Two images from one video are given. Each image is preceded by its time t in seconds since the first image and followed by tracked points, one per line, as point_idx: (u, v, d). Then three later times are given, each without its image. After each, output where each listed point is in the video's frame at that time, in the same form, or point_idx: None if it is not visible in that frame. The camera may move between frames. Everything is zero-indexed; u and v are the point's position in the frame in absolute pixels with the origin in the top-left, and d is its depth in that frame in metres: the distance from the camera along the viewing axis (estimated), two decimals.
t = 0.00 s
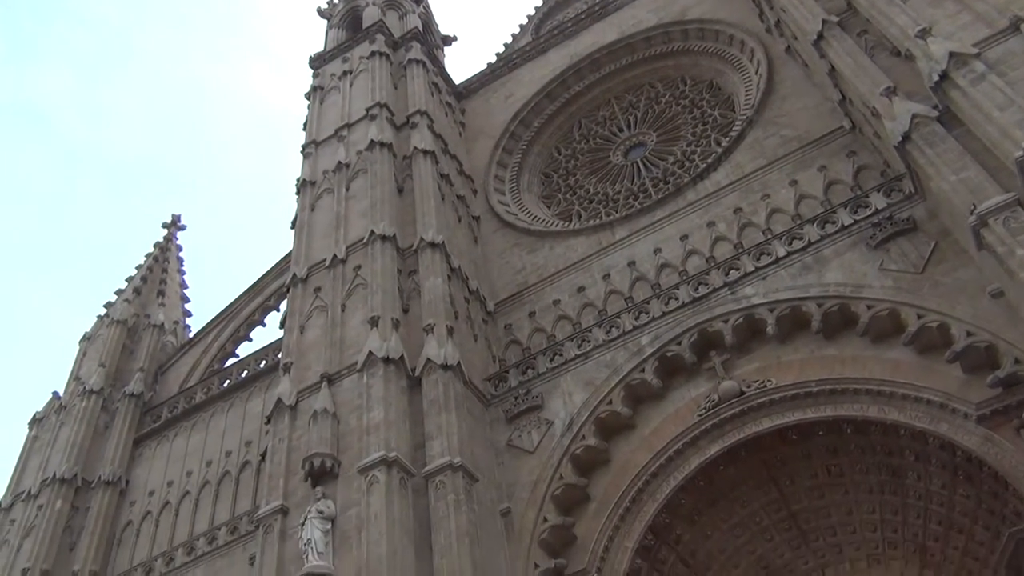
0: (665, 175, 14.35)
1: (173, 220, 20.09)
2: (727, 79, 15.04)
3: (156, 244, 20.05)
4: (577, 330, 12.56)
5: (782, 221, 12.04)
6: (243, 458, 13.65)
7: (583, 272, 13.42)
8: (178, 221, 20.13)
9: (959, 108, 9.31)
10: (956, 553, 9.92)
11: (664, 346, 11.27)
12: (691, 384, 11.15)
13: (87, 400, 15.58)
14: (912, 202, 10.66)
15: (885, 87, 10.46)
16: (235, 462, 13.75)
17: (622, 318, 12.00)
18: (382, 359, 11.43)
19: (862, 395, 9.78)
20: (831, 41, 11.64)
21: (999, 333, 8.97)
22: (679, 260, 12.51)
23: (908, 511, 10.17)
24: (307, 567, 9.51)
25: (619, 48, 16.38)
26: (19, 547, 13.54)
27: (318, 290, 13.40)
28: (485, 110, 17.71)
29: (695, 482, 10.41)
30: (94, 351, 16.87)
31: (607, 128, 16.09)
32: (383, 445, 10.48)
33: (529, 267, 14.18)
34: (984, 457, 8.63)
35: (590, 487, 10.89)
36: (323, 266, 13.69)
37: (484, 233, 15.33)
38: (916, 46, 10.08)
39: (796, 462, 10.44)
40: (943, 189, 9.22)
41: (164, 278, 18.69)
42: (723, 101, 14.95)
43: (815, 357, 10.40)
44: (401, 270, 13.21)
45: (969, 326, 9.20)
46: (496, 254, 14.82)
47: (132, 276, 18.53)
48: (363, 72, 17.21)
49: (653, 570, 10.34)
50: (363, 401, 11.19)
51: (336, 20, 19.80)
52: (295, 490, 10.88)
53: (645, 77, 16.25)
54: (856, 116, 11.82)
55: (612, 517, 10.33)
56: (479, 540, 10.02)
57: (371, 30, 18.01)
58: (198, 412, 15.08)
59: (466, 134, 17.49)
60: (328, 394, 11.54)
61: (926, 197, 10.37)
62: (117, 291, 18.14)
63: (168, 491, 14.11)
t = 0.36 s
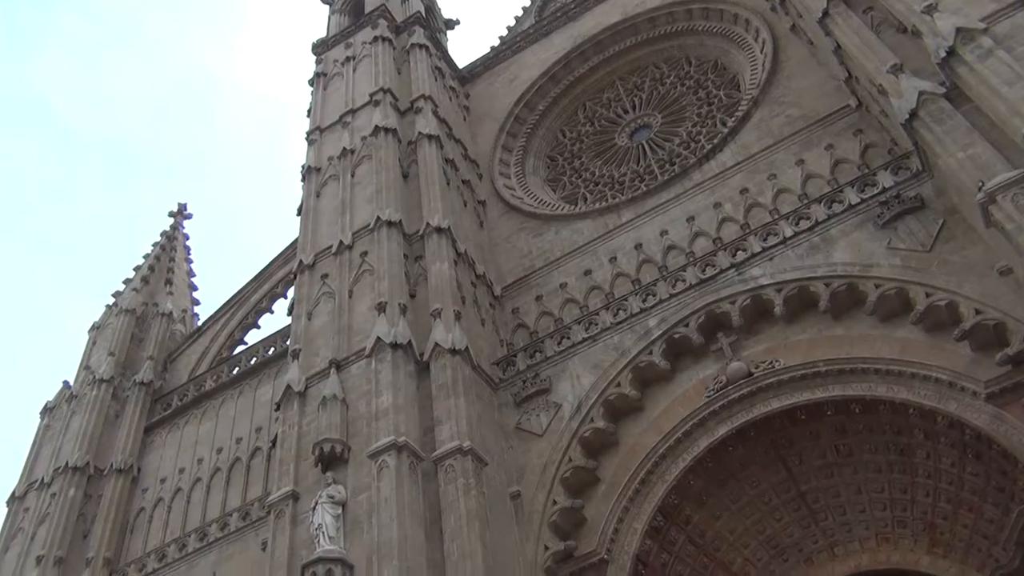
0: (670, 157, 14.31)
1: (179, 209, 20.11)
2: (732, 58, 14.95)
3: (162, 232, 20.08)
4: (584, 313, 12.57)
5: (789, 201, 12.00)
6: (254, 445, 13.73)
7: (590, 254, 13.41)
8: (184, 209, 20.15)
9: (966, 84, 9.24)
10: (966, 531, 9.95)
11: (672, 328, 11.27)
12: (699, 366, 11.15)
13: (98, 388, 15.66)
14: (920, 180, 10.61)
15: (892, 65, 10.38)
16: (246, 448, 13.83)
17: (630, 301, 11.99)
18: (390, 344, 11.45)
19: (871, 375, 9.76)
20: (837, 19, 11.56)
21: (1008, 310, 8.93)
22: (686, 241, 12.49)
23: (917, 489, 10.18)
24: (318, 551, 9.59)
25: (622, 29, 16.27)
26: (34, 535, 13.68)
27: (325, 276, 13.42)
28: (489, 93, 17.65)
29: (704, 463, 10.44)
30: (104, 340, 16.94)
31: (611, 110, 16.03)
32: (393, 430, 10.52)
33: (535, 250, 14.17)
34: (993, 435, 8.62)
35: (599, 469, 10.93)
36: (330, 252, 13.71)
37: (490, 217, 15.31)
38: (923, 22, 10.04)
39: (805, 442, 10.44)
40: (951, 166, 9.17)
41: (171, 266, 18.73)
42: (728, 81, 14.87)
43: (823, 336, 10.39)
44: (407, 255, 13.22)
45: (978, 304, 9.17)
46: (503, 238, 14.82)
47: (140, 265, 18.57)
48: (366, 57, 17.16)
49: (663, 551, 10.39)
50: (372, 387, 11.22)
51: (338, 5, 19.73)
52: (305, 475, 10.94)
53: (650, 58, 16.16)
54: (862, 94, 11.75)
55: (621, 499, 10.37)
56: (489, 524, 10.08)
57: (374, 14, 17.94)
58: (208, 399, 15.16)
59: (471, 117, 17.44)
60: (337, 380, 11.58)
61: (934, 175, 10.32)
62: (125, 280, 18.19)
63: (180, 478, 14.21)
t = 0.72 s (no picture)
0: (678, 142, 14.26)
1: (186, 192, 20.12)
2: (742, 44, 14.87)
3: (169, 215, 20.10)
4: (590, 298, 12.56)
5: (797, 188, 11.96)
6: (260, 427, 13.79)
7: (596, 240, 13.39)
8: (191, 192, 20.17)
9: (978, 71, 9.18)
10: (971, 519, 9.85)
11: (678, 315, 11.26)
12: (705, 352, 11.15)
13: (106, 370, 15.74)
14: (929, 167, 10.55)
15: (903, 51, 10.31)
16: (252, 431, 13.89)
17: (636, 287, 11.98)
18: (397, 328, 11.47)
19: (877, 362, 9.75)
20: (848, 4, 11.48)
21: (1016, 299, 8.90)
22: (693, 227, 12.46)
23: (922, 477, 10.12)
24: (324, 533, 9.67)
25: (632, 14, 16.19)
26: (42, 515, 13.78)
27: (332, 260, 13.44)
28: (497, 78, 17.59)
29: (708, 449, 10.45)
30: (111, 322, 17.01)
31: (619, 95, 15.97)
32: (398, 414, 10.56)
33: (542, 236, 14.16)
34: (1000, 423, 8.61)
35: (604, 454, 10.95)
36: (337, 236, 13.72)
37: (497, 202, 15.30)
38: (935, 8, 9.95)
39: (810, 429, 10.43)
40: (960, 154, 9.12)
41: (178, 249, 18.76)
42: (737, 67, 14.81)
43: (830, 324, 10.37)
44: (414, 240, 13.22)
45: (986, 292, 9.14)
46: (509, 223, 14.80)
47: (147, 247, 18.61)
48: (374, 41, 17.11)
49: (667, 536, 10.42)
50: (378, 370, 11.25)
51: None
52: (312, 458, 10.99)
53: (658, 43, 16.08)
54: (872, 80, 11.68)
55: (626, 485, 10.40)
56: (494, 507, 10.12)
57: None
58: (215, 382, 15.22)
59: (478, 102, 17.40)
60: (343, 363, 11.61)
61: (943, 162, 10.27)
62: (132, 263, 18.24)
63: (186, 460, 14.30)
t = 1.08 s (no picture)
0: (685, 126, 14.19)
1: (193, 177, 20.13)
2: (749, 26, 14.77)
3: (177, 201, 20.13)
4: (597, 283, 12.55)
5: (805, 171, 11.90)
6: (268, 412, 13.84)
7: (603, 224, 13.36)
8: (197, 178, 20.18)
9: (988, 52, 9.10)
10: (978, 502, 9.77)
11: (685, 299, 11.24)
12: (712, 336, 11.14)
13: (114, 356, 15.82)
14: (938, 150, 10.48)
15: (912, 32, 10.22)
16: (260, 416, 13.95)
17: (643, 271, 11.95)
18: (404, 314, 11.48)
19: (884, 346, 9.74)
20: None
21: None
22: (700, 211, 12.43)
23: (930, 460, 10.08)
24: (333, 518, 9.73)
25: None
26: (53, 500, 13.89)
27: (338, 245, 13.44)
28: (503, 62, 17.51)
29: (715, 433, 10.46)
30: (120, 308, 17.08)
31: (626, 78, 15.89)
32: (406, 398, 10.58)
33: (548, 220, 14.14)
34: (1007, 407, 8.59)
35: (611, 438, 10.97)
36: (343, 221, 13.72)
37: (503, 186, 15.27)
38: None
39: (817, 413, 10.43)
40: (970, 136, 9.07)
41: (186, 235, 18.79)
42: (744, 49, 14.71)
43: (838, 308, 10.35)
44: (420, 225, 13.21)
45: (994, 275, 9.09)
46: (516, 208, 14.78)
47: (154, 233, 18.65)
48: (379, 25, 17.04)
49: (674, 520, 10.44)
50: (385, 355, 11.27)
51: None
52: (320, 443, 11.04)
53: (665, 26, 15.98)
54: (881, 62, 11.59)
55: (633, 469, 10.43)
56: (501, 491, 10.15)
57: None
58: (223, 367, 15.27)
59: (484, 86, 17.33)
60: (350, 349, 11.64)
61: (952, 144, 10.20)
62: (140, 249, 18.28)
63: (195, 445, 14.37)
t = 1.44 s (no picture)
0: (692, 109, 14.13)
1: (199, 163, 20.13)
2: (757, 8, 14.67)
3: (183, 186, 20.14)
4: (603, 267, 12.53)
5: (812, 154, 11.85)
6: (276, 397, 13.90)
7: (610, 208, 13.33)
8: (203, 163, 20.18)
9: (998, 33, 9.01)
10: (984, 485, 9.74)
11: (692, 283, 11.22)
12: (719, 320, 11.13)
13: (123, 341, 15.89)
14: (947, 132, 10.41)
15: (921, 13, 10.13)
16: (268, 400, 14.01)
17: (650, 255, 11.93)
18: (410, 298, 11.48)
19: (891, 329, 9.72)
20: None
21: None
22: (707, 195, 12.39)
23: (937, 443, 10.06)
24: (340, 501, 9.79)
25: None
26: (63, 483, 14.00)
27: (345, 230, 13.45)
28: (508, 45, 17.44)
29: (722, 416, 10.47)
30: (127, 293, 17.14)
31: (632, 61, 15.80)
32: (412, 382, 10.61)
33: (554, 204, 14.12)
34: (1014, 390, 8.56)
35: (617, 421, 10.99)
36: (349, 206, 13.72)
37: (510, 170, 15.24)
38: None
39: (823, 396, 10.42)
40: (979, 118, 9.02)
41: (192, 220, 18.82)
42: (752, 31, 14.61)
43: (845, 291, 10.33)
44: (426, 209, 13.21)
45: (1002, 259, 9.04)
46: (522, 192, 14.76)
47: (161, 219, 18.68)
48: (384, 9, 16.97)
49: (680, 503, 10.47)
50: (392, 339, 11.29)
51: None
52: (327, 427, 11.08)
53: (672, 8, 15.88)
54: (890, 44, 11.50)
55: (639, 452, 10.46)
56: (507, 475, 10.19)
57: None
58: (230, 352, 15.32)
59: (490, 69, 17.26)
60: (357, 334, 11.66)
61: (960, 126, 10.13)
62: (147, 235, 18.32)
63: (204, 430, 14.44)
